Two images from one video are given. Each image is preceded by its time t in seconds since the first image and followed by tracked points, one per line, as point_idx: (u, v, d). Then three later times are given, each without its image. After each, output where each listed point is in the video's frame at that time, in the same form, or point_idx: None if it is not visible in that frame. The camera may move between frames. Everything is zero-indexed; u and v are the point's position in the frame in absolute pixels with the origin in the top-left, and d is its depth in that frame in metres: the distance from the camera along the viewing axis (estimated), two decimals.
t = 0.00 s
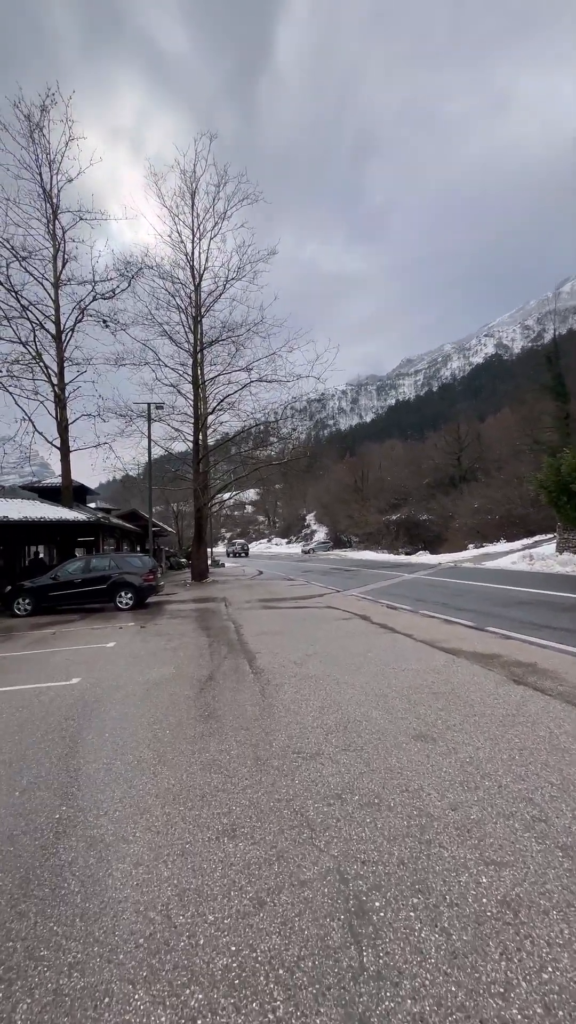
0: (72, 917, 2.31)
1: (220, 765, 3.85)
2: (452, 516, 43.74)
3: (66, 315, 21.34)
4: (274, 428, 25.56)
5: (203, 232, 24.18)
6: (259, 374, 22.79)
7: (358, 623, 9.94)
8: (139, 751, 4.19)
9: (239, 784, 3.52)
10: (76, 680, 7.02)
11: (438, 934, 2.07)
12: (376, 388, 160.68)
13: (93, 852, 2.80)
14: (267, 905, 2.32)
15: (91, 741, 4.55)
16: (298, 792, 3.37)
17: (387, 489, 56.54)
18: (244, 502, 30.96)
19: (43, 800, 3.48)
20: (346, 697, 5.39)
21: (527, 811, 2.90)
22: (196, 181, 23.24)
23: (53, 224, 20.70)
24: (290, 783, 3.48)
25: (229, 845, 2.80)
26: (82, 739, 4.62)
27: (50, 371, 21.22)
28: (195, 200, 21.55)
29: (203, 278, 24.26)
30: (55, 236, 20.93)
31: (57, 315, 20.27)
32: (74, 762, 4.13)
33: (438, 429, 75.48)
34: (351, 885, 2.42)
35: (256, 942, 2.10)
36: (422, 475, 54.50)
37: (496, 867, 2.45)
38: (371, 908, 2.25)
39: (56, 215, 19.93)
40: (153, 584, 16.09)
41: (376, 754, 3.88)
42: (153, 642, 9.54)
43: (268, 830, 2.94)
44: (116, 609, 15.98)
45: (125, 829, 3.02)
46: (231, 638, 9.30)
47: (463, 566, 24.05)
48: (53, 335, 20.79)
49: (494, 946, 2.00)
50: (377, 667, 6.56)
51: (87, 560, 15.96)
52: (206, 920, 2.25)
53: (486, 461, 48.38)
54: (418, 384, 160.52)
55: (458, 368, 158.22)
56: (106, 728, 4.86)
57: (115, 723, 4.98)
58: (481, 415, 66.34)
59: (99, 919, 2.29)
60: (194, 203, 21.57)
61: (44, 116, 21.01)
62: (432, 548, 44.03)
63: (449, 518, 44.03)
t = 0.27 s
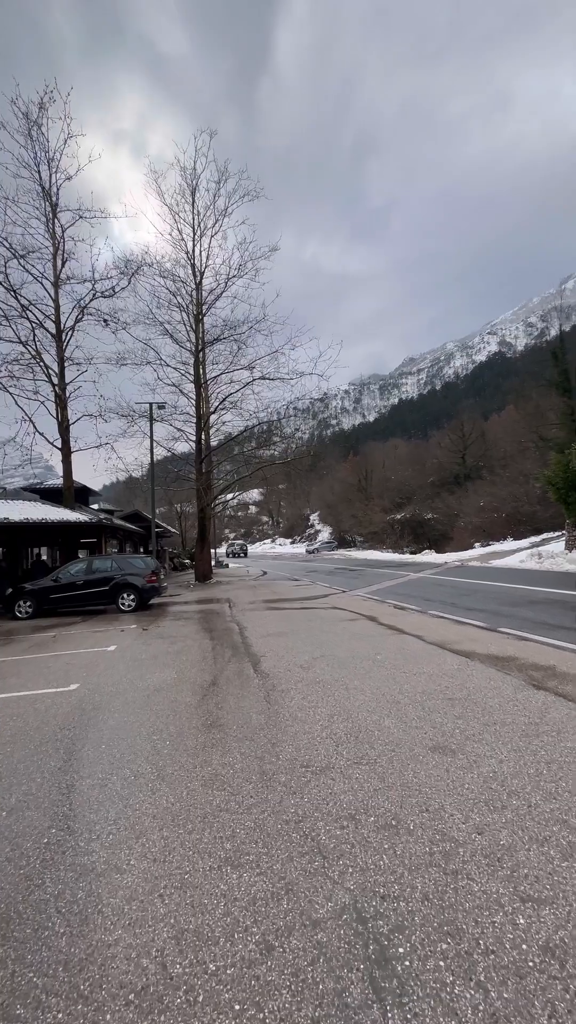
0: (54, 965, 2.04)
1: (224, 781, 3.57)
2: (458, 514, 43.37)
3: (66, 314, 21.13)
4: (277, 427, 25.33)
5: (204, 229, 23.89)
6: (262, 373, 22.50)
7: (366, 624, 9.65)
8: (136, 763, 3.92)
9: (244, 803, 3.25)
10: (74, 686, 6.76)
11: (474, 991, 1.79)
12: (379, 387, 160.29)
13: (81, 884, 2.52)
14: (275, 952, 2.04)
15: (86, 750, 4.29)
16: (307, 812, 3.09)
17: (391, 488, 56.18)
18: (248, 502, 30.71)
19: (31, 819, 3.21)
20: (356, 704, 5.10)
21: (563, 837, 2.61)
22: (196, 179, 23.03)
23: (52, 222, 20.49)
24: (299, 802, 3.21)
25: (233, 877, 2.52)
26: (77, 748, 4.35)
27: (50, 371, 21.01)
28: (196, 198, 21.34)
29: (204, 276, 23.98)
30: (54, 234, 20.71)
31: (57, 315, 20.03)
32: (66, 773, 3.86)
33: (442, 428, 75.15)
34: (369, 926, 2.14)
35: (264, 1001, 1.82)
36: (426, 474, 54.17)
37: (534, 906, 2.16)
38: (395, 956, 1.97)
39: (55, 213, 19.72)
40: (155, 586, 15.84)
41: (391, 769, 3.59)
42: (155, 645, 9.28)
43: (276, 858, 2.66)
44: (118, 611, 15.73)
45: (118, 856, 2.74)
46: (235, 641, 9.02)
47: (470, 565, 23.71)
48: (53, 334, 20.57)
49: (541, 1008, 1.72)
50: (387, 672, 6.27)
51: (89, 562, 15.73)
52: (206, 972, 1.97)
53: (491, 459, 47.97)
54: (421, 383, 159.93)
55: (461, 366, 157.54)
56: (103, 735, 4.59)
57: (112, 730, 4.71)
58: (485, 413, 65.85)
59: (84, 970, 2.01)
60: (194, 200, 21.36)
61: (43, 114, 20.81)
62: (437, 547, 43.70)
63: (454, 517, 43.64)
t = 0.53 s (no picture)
0: None
1: (229, 801, 3.28)
2: (462, 511, 43.04)
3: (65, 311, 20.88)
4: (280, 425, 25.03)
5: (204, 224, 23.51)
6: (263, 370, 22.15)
7: (374, 625, 9.37)
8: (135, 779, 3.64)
9: (251, 828, 2.96)
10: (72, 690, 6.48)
11: None
12: (380, 385, 159.79)
13: (69, 929, 2.23)
14: None
15: (82, 763, 4.00)
16: (323, 839, 2.79)
17: (394, 485, 55.82)
18: (250, 500, 30.42)
19: (18, 846, 2.92)
20: (369, 713, 4.82)
21: None
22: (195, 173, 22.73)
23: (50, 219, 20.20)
24: (313, 826, 2.93)
25: (243, 921, 2.23)
26: (71, 760, 4.07)
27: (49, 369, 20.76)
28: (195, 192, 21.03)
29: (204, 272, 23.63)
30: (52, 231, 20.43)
31: (56, 312, 19.75)
32: (59, 790, 3.58)
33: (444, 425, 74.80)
34: (403, 986, 1.85)
35: None
36: (430, 471, 53.82)
37: None
38: None
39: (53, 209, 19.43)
40: (158, 586, 15.58)
41: (411, 788, 3.31)
42: (157, 646, 9.01)
43: (290, 898, 2.37)
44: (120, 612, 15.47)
45: (113, 894, 2.45)
46: (239, 642, 8.74)
47: (476, 562, 23.42)
48: (52, 332, 20.31)
49: None
50: (400, 677, 5.98)
51: (90, 562, 15.45)
52: None
53: (495, 455, 47.58)
54: (423, 379, 159.38)
55: (463, 362, 156.94)
56: (100, 746, 4.31)
57: (110, 740, 4.43)
58: (488, 409, 65.37)
59: None
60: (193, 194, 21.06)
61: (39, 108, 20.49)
62: (441, 544, 43.39)
63: (458, 514, 43.31)
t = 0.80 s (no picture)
0: None
1: (236, 821, 3.00)
2: (465, 507, 42.74)
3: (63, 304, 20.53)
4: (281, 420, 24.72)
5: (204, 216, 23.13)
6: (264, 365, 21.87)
7: (381, 624, 9.11)
8: (134, 794, 3.36)
9: (262, 854, 2.68)
10: (69, 692, 6.21)
11: None
12: (380, 382, 159.29)
13: (56, 981, 1.95)
14: None
15: (77, 774, 3.71)
16: (342, 871, 2.51)
17: (396, 481, 55.50)
18: (251, 497, 30.11)
19: (5, 874, 2.63)
20: (383, 720, 4.54)
21: None
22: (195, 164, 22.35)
23: (47, 210, 19.82)
24: (330, 854, 2.64)
25: (257, 973, 1.94)
26: (65, 771, 3.78)
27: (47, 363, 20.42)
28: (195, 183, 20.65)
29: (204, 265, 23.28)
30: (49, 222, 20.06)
31: (53, 306, 19.40)
32: (50, 805, 3.29)
33: (445, 421, 74.44)
34: None
35: None
36: (431, 468, 53.50)
37: None
38: None
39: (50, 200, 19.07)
40: (158, 584, 15.30)
41: (435, 808, 3.03)
42: (157, 646, 8.73)
43: (309, 943, 2.09)
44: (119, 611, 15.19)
45: (108, 937, 2.16)
46: (243, 642, 8.47)
47: (480, 559, 23.13)
48: (50, 326, 19.96)
49: None
50: (413, 681, 5.70)
51: (89, 560, 15.16)
52: None
53: (498, 451, 47.25)
54: (424, 375, 158.87)
55: (464, 358, 156.33)
56: (97, 755, 4.03)
57: (108, 749, 4.14)
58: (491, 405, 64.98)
59: None
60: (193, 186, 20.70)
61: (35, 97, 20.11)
62: (443, 541, 43.12)
63: (461, 510, 43.01)
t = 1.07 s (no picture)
0: None
1: (241, 838, 2.75)
2: (463, 503, 42.55)
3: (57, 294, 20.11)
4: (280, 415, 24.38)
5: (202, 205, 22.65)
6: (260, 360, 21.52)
7: (385, 620, 8.87)
8: (132, 804, 3.11)
9: (270, 878, 2.41)
10: (62, 692, 5.92)
11: None
12: (377, 378, 158.93)
13: None
14: None
15: (68, 784, 3.43)
16: (362, 899, 2.25)
17: (394, 477, 55.26)
18: (248, 493, 29.82)
19: None
20: (395, 724, 4.29)
21: None
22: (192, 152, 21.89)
23: (40, 197, 19.36)
24: (346, 879, 2.38)
25: None
26: (55, 781, 3.49)
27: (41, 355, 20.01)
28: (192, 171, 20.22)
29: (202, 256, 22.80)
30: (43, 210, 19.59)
31: (47, 296, 18.98)
32: (37, 820, 3.01)
33: (443, 418, 74.25)
34: None
35: None
36: (429, 464, 53.30)
37: None
38: None
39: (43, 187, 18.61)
40: (155, 581, 15.01)
41: (458, 823, 2.79)
42: (154, 643, 8.44)
43: (329, 989, 1.82)
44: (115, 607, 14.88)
45: (99, 980, 1.90)
46: (242, 639, 8.19)
47: (480, 555, 22.93)
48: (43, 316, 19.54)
49: None
50: (424, 681, 5.44)
51: (84, 555, 14.83)
52: None
53: (496, 447, 47.06)
54: (421, 371, 158.50)
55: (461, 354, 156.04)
56: (90, 762, 3.75)
57: (101, 755, 3.87)
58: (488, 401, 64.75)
59: None
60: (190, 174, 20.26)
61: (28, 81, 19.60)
62: (441, 538, 42.97)
63: (459, 506, 42.83)
